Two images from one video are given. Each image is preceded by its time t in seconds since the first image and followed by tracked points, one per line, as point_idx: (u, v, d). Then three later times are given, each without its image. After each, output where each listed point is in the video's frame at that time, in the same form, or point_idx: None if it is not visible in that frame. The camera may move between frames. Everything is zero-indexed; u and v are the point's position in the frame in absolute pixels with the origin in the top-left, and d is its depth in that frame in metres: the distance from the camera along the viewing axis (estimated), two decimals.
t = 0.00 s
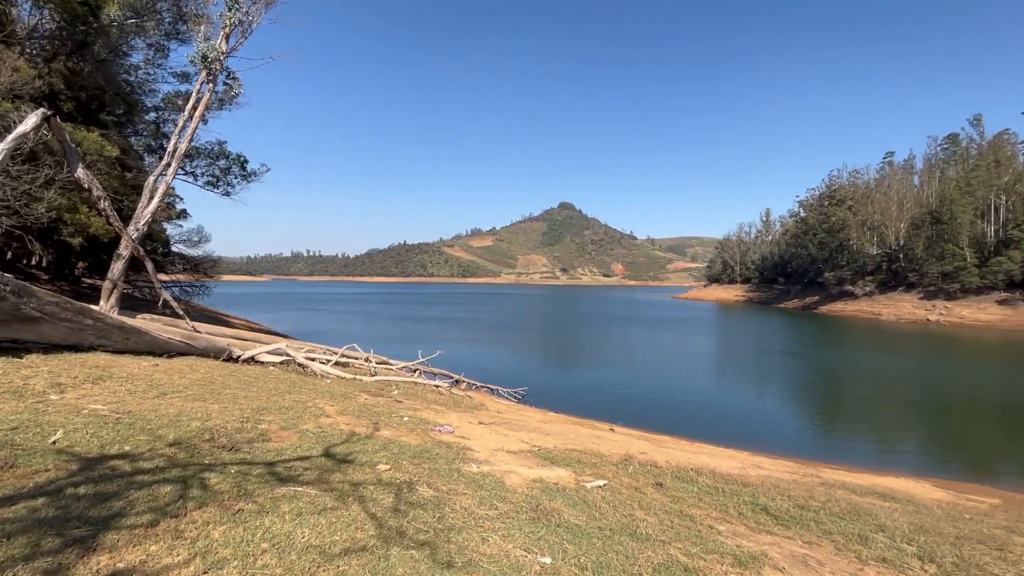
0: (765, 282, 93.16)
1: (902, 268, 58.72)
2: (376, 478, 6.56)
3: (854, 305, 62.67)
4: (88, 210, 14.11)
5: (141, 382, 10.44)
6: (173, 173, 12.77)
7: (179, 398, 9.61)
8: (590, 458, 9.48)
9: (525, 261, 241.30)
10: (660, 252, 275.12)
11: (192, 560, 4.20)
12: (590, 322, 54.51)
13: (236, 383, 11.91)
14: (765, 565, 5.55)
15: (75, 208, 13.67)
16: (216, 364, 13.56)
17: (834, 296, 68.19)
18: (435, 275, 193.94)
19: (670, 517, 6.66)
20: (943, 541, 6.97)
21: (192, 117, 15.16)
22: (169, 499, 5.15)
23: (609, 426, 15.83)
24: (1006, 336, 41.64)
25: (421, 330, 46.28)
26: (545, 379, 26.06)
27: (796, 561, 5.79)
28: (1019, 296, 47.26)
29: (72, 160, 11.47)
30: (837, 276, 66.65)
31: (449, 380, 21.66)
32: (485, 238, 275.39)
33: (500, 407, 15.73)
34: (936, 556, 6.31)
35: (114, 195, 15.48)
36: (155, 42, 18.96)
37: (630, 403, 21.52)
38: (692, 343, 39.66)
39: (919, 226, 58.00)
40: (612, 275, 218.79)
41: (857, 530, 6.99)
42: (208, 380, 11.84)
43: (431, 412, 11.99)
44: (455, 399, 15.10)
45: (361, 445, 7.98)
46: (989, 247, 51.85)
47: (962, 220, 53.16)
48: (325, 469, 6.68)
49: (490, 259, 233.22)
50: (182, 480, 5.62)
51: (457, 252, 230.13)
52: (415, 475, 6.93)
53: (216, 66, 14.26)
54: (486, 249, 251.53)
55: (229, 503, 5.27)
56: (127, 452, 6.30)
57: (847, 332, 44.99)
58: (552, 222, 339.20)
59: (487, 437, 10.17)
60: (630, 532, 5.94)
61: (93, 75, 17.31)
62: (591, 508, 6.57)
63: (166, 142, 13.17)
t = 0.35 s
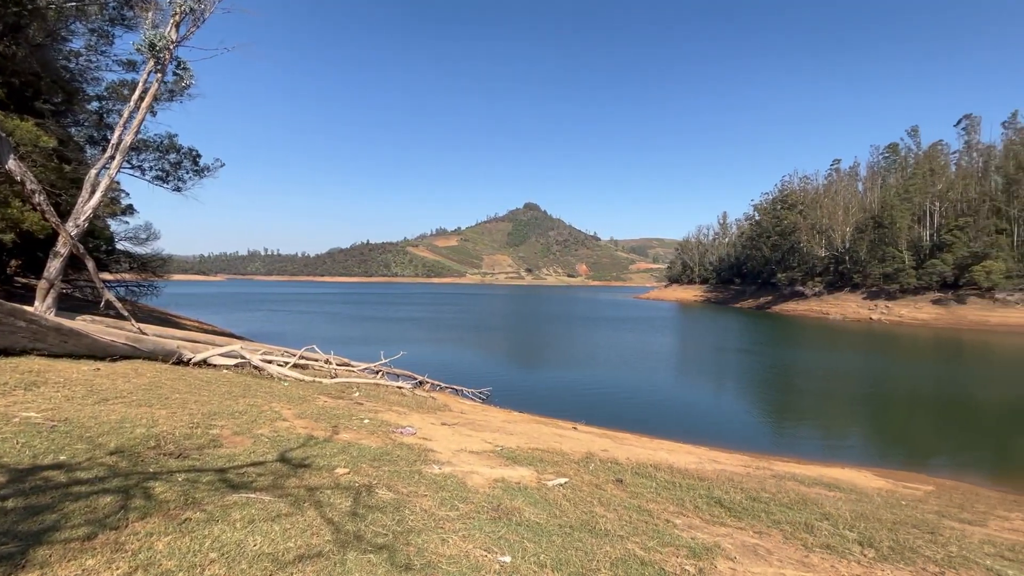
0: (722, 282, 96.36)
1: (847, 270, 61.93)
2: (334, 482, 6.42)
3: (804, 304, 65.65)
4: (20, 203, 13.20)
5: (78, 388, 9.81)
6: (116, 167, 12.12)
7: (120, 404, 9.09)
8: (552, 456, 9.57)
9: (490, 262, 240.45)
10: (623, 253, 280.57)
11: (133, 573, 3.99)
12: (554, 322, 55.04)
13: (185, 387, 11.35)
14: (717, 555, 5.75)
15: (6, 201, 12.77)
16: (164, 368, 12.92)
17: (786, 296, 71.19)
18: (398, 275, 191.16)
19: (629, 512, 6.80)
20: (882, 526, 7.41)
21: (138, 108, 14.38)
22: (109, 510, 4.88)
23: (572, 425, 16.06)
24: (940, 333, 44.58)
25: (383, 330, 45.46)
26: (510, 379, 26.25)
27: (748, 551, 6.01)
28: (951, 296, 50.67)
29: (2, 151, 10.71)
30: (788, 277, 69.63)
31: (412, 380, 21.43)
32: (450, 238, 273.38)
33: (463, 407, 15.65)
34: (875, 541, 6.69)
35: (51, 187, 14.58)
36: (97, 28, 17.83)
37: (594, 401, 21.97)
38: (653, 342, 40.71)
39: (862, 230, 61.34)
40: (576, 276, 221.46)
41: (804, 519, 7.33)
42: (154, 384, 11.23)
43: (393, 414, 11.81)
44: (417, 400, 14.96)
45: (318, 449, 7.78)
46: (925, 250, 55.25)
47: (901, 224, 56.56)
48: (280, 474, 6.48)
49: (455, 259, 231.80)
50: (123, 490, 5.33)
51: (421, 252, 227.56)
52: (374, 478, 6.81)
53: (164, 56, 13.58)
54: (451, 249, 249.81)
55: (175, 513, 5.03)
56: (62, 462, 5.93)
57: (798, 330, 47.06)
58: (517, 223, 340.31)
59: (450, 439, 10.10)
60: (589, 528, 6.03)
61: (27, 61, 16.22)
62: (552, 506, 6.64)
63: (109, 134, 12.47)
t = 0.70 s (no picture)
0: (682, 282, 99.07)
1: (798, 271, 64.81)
2: (291, 487, 6.24)
3: (759, 304, 68.31)
4: None
5: (9, 394, 9.15)
6: (55, 157, 11.40)
7: (58, 411, 8.56)
8: (516, 455, 9.61)
9: (456, 261, 238.87)
10: (587, 254, 284.47)
11: None
12: (519, 322, 55.30)
13: (130, 392, 10.77)
14: (674, 547, 5.92)
15: None
16: (108, 372, 12.25)
17: (742, 296, 73.86)
18: (361, 274, 187.37)
19: (589, 508, 6.91)
20: (827, 514, 7.80)
21: (79, 96, 13.56)
22: (43, 523, 4.59)
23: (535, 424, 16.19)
24: (881, 331, 47.31)
25: (346, 330, 44.53)
26: (475, 378, 26.24)
27: (703, 542, 6.20)
28: (891, 295, 53.83)
29: None
30: (744, 277, 72.26)
31: (374, 381, 21.09)
32: (414, 238, 269.91)
33: (425, 408, 15.51)
34: (819, 528, 7.06)
35: None
36: (33, 9, 16.69)
37: (559, 399, 22.25)
38: (616, 340, 41.55)
39: (812, 232, 64.34)
40: (541, 276, 222.93)
41: (756, 509, 7.63)
42: (96, 389, 10.61)
43: (354, 416, 11.57)
44: (379, 401, 14.73)
45: (275, 453, 7.55)
46: (868, 252, 58.47)
47: (847, 227, 59.64)
48: (233, 480, 6.26)
49: (419, 258, 229.17)
50: (60, 501, 5.02)
51: (385, 251, 223.79)
52: (333, 481, 6.66)
53: (108, 41, 12.84)
54: (415, 248, 246.82)
55: (117, 523, 4.78)
56: None
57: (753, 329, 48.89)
58: (482, 223, 339.54)
59: (412, 440, 9.99)
60: (551, 525, 6.09)
61: None
62: (514, 504, 6.68)
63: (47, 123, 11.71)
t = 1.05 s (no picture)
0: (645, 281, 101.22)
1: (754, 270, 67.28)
2: (247, 491, 6.05)
3: (717, 302, 70.62)
4: None
5: None
6: None
7: None
8: (480, 454, 9.63)
9: (421, 260, 236.27)
10: (553, 252, 287.01)
11: None
12: (485, 320, 55.24)
13: (70, 397, 10.17)
14: (633, 539, 6.07)
15: None
16: (47, 376, 11.53)
17: (702, 294, 76.12)
18: (323, 273, 182.66)
19: (552, 504, 6.99)
20: (778, 502, 8.16)
21: (14, 81, 12.67)
22: None
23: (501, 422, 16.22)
24: (830, 328, 49.79)
25: (307, 330, 43.35)
26: (441, 378, 26.10)
27: (662, 534, 6.38)
28: (840, 293, 56.67)
29: None
30: (704, 276, 74.44)
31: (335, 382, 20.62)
32: (379, 236, 264.72)
33: (389, 409, 15.29)
34: (771, 516, 7.38)
35: None
36: None
37: (524, 397, 22.40)
38: (581, 338, 42.08)
39: (767, 233, 66.98)
40: (507, 274, 223.15)
41: (712, 500, 7.90)
42: (32, 394, 9.97)
43: (315, 418, 11.29)
44: (341, 403, 14.41)
45: (229, 458, 7.29)
46: (819, 252, 61.36)
47: (799, 229, 62.36)
48: (185, 487, 6.01)
49: (384, 257, 225.39)
50: None
51: (348, 249, 218.84)
52: (292, 484, 6.50)
53: (46, 25, 12.03)
54: (379, 246, 242.45)
55: (56, 535, 4.52)
56: None
57: (712, 326, 50.54)
58: (448, 221, 336.73)
59: (374, 441, 9.83)
60: (514, 522, 6.13)
61: None
62: (477, 502, 6.69)
63: None
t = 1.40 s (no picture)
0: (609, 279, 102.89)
1: (713, 269, 69.39)
2: (199, 497, 5.82)
3: (679, 299, 72.53)
4: None
5: None
6: None
7: None
8: (444, 452, 9.58)
9: (386, 258, 232.28)
10: (519, 250, 287.60)
11: None
12: (452, 319, 54.91)
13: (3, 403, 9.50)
14: (595, 533, 6.17)
15: None
16: None
17: (664, 292, 77.95)
18: (282, 271, 176.92)
19: (516, 501, 7.04)
20: (734, 492, 8.49)
21: None
22: None
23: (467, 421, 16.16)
24: (783, 324, 51.99)
25: (266, 330, 41.91)
26: (407, 376, 25.89)
27: (623, 526, 6.52)
28: (792, 291, 59.19)
29: None
30: (665, 274, 76.23)
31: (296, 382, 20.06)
32: (341, 233, 260.35)
33: (352, 409, 14.98)
34: (727, 505, 7.67)
35: None
36: None
37: (490, 395, 22.46)
38: (549, 336, 42.36)
39: (725, 233, 69.25)
40: (474, 273, 222.34)
41: (671, 492, 8.13)
42: None
43: (274, 420, 10.96)
44: (300, 404, 14.01)
45: (181, 463, 6.99)
46: (773, 252, 63.92)
47: (755, 228, 64.75)
48: (131, 494, 5.73)
49: (346, 254, 220.34)
50: None
51: (308, 247, 212.71)
52: (248, 489, 6.29)
53: None
54: (342, 243, 236.89)
55: None
56: None
57: (673, 323, 51.90)
58: (412, 219, 332.21)
59: (336, 442, 9.64)
60: (477, 519, 6.14)
61: None
62: (441, 501, 6.66)
63: None
